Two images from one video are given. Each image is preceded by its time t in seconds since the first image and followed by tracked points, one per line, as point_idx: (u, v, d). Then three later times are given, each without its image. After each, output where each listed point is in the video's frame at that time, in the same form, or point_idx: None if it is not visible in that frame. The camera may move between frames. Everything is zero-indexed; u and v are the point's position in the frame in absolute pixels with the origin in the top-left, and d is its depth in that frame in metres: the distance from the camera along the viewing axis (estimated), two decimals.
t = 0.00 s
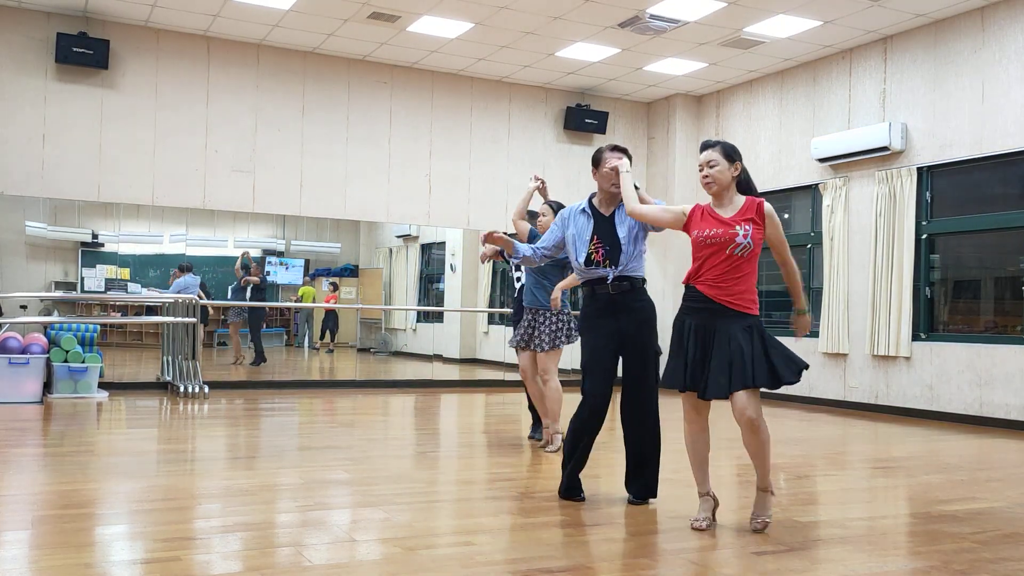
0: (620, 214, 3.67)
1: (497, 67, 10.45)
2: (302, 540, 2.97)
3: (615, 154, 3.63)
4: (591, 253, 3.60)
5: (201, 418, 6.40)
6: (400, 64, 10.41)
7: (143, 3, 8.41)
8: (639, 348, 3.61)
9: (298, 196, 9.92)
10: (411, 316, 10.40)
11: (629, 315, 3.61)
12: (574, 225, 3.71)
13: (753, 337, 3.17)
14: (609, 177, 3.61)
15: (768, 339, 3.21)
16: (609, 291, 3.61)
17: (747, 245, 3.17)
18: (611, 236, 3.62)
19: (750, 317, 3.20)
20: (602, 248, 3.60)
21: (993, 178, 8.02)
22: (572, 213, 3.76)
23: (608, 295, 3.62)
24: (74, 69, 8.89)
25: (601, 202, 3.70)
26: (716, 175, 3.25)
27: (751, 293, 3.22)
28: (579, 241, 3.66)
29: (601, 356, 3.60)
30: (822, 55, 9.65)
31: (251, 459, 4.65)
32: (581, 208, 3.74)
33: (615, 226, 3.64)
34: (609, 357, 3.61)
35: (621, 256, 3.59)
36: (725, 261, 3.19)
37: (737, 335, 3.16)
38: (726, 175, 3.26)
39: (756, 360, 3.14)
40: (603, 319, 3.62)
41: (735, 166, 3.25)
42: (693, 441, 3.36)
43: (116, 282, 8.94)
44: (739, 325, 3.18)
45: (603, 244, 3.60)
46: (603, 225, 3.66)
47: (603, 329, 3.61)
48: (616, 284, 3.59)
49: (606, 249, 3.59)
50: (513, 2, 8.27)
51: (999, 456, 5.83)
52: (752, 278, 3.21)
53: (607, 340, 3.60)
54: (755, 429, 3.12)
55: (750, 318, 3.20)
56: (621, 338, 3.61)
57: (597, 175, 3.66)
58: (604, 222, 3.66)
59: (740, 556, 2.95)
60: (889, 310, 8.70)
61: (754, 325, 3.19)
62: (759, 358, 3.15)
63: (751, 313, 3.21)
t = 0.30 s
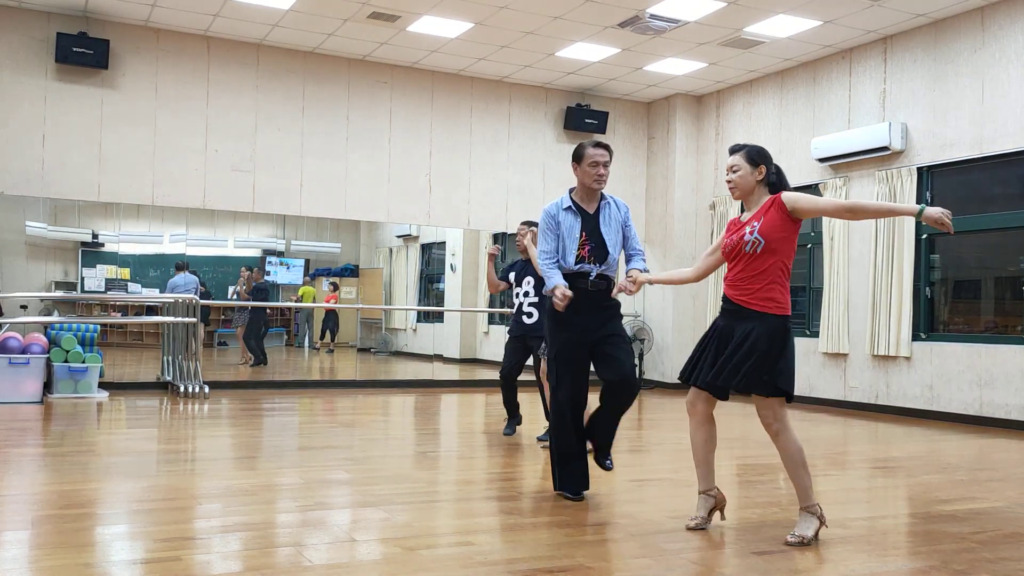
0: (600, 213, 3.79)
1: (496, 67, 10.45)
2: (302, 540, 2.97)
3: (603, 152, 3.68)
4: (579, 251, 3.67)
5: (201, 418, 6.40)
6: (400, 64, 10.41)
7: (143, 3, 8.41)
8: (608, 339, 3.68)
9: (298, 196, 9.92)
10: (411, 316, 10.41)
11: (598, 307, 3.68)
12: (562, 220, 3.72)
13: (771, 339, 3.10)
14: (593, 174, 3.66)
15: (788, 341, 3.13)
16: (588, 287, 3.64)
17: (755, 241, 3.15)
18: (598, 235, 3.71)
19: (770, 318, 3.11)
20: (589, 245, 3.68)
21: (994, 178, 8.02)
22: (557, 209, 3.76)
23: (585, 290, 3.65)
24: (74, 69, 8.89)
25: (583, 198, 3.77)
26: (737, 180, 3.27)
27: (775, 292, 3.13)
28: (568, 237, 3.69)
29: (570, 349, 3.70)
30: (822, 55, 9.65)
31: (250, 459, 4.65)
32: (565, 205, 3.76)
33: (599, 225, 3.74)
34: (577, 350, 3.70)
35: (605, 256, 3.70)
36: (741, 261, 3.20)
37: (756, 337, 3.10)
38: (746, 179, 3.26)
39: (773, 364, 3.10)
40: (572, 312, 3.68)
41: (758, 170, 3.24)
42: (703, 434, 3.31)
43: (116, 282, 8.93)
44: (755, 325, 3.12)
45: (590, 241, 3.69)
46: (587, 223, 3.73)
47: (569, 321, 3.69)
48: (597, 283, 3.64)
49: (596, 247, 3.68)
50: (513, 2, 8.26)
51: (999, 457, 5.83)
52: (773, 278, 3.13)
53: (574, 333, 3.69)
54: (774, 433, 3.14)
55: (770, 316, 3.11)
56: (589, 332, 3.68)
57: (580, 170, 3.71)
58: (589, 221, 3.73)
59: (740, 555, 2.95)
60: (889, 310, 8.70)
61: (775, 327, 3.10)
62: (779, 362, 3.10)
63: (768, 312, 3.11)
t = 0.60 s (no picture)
0: (583, 216, 3.83)
1: (497, 67, 10.45)
2: (302, 540, 2.97)
3: (588, 157, 3.76)
4: (571, 256, 3.73)
5: (201, 418, 6.39)
6: (400, 64, 10.41)
7: (143, 3, 8.41)
8: (592, 338, 3.79)
9: (298, 196, 9.92)
10: (411, 316, 10.42)
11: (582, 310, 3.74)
12: (554, 223, 3.70)
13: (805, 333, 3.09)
14: (577, 178, 3.73)
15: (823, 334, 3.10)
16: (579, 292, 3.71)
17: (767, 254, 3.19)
18: (586, 239, 3.78)
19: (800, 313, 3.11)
20: (579, 250, 3.76)
21: (993, 178, 8.02)
22: (545, 214, 3.71)
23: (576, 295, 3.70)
24: (74, 69, 8.89)
25: (568, 202, 3.79)
26: (762, 183, 3.27)
27: (806, 292, 3.13)
28: (561, 241, 3.70)
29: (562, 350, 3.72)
30: (822, 55, 9.65)
31: (250, 459, 4.65)
32: (553, 209, 3.74)
33: (585, 229, 3.80)
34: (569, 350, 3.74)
35: (593, 262, 3.80)
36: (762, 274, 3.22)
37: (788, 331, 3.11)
38: (772, 182, 3.26)
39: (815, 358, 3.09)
40: (559, 314, 3.70)
41: (783, 175, 3.24)
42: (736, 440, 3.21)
43: (116, 282, 8.93)
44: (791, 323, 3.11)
45: (580, 246, 3.76)
46: (574, 227, 3.78)
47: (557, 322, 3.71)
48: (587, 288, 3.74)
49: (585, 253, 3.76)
50: (514, 2, 8.26)
51: (999, 457, 5.83)
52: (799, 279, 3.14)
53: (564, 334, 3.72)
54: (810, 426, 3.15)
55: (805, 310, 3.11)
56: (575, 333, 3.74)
57: (564, 175, 3.75)
58: (577, 225, 3.77)
59: (740, 555, 2.95)
60: (889, 309, 8.70)
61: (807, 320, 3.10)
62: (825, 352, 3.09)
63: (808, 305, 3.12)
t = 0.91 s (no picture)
0: (572, 218, 3.88)
1: (497, 67, 10.45)
2: (302, 540, 2.97)
3: (582, 163, 3.77)
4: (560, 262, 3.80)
5: (201, 418, 6.40)
6: (400, 64, 10.41)
7: (143, 4, 8.41)
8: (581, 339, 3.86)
9: (298, 197, 9.92)
10: (411, 316, 10.42)
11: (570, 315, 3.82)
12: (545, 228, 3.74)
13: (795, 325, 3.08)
14: (568, 182, 3.74)
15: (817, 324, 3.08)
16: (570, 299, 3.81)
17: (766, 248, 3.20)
18: (573, 245, 3.85)
19: (788, 306, 3.10)
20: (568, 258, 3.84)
21: (993, 178, 8.03)
22: (537, 219, 3.73)
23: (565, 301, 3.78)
24: (75, 69, 8.89)
25: (558, 206, 3.82)
26: (766, 172, 3.29)
27: (788, 286, 3.11)
28: (554, 248, 3.75)
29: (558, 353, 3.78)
30: (822, 55, 9.65)
31: (250, 459, 4.65)
32: (545, 212, 3.77)
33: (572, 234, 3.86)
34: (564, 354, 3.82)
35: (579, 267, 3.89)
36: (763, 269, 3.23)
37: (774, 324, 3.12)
38: (775, 171, 3.27)
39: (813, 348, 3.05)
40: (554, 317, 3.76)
41: (785, 165, 3.25)
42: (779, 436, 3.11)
43: (116, 282, 8.93)
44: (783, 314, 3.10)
45: (568, 253, 3.83)
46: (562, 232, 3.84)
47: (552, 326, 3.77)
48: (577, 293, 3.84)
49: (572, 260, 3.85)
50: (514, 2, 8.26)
51: (1000, 457, 5.82)
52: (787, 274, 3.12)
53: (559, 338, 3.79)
54: (769, 422, 3.11)
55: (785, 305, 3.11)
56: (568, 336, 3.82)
57: (556, 180, 3.75)
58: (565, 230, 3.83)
59: (740, 555, 2.95)
60: (889, 309, 8.70)
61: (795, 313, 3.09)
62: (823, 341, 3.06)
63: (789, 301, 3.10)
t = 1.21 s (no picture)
0: (572, 221, 3.88)
1: (497, 67, 10.45)
2: (302, 540, 2.98)
3: (576, 162, 3.80)
4: (557, 258, 3.75)
5: (201, 419, 6.40)
6: (400, 64, 10.41)
7: (142, 3, 8.41)
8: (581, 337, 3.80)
9: (298, 197, 9.92)
10: (411, 316, 10.41)
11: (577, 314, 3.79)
12: (537, 226, 3.78)
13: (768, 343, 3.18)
14: (565, 183, 3.78)
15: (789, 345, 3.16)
16: (569, 294, 3.74)
17: (759, 259, 3.22)
18: (572, 243, 3.81)
19: (763, 324, 3.20)
20: (566, 253, 3.77)
21: (993, 178, 8.03)
22: (527, 220, 3.79)
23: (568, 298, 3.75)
24: (74, 69, 8.89)
25: (557, 208, 3.86)
26: (747, 182, 3.33)
27: (771, 302, 3.19)
28: (547, 243, 3.75)
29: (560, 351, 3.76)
30: (822, 55, 9.65)
31: (250, 459, 4.66)
32: (540, 211, 3.82)
33: (573, 233, 3.84)
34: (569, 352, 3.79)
35: (581, 264, 3.80)
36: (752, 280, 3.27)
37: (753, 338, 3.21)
38: (756, 182, 3.31)
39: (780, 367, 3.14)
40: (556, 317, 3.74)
41: (767, 175, 3.29)
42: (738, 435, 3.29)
43: (116, 282, 8.93)
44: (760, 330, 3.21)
45: (567, 250, 3.78)
46: (561, 230, 3.83)
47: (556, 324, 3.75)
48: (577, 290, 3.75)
49: (572, 255, 3.77)
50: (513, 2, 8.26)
51: (999, 457, 5.83)
52: (776, 289, 3.18)
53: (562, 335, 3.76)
54: (730, 424, 3.30)
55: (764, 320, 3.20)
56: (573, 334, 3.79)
57: (552, 180, 3.79)
58: (563, 229, 3.82)
59: (741, 556, 2.95)
60: (889, 309, 8.70)
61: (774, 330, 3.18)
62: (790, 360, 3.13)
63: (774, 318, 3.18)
